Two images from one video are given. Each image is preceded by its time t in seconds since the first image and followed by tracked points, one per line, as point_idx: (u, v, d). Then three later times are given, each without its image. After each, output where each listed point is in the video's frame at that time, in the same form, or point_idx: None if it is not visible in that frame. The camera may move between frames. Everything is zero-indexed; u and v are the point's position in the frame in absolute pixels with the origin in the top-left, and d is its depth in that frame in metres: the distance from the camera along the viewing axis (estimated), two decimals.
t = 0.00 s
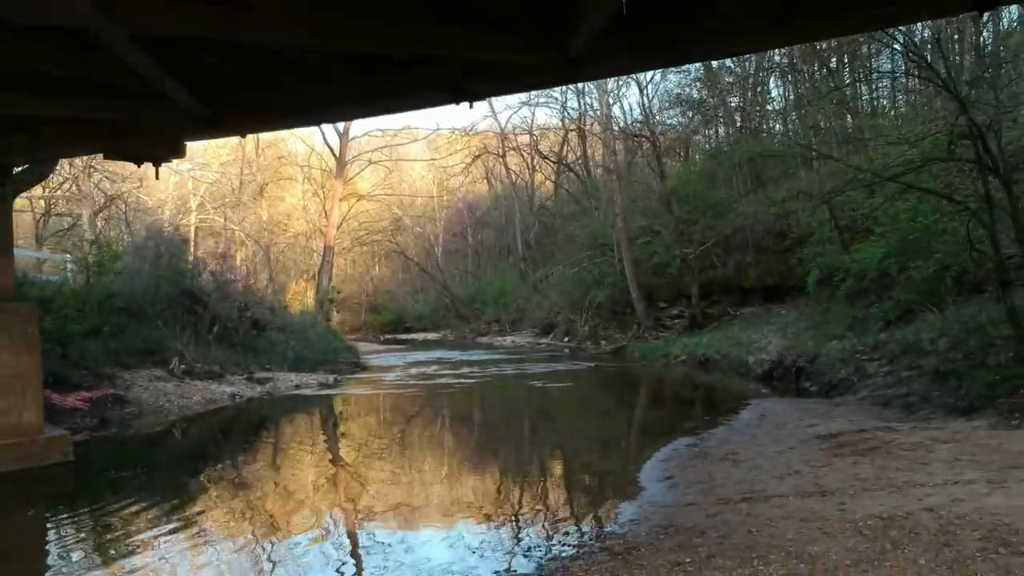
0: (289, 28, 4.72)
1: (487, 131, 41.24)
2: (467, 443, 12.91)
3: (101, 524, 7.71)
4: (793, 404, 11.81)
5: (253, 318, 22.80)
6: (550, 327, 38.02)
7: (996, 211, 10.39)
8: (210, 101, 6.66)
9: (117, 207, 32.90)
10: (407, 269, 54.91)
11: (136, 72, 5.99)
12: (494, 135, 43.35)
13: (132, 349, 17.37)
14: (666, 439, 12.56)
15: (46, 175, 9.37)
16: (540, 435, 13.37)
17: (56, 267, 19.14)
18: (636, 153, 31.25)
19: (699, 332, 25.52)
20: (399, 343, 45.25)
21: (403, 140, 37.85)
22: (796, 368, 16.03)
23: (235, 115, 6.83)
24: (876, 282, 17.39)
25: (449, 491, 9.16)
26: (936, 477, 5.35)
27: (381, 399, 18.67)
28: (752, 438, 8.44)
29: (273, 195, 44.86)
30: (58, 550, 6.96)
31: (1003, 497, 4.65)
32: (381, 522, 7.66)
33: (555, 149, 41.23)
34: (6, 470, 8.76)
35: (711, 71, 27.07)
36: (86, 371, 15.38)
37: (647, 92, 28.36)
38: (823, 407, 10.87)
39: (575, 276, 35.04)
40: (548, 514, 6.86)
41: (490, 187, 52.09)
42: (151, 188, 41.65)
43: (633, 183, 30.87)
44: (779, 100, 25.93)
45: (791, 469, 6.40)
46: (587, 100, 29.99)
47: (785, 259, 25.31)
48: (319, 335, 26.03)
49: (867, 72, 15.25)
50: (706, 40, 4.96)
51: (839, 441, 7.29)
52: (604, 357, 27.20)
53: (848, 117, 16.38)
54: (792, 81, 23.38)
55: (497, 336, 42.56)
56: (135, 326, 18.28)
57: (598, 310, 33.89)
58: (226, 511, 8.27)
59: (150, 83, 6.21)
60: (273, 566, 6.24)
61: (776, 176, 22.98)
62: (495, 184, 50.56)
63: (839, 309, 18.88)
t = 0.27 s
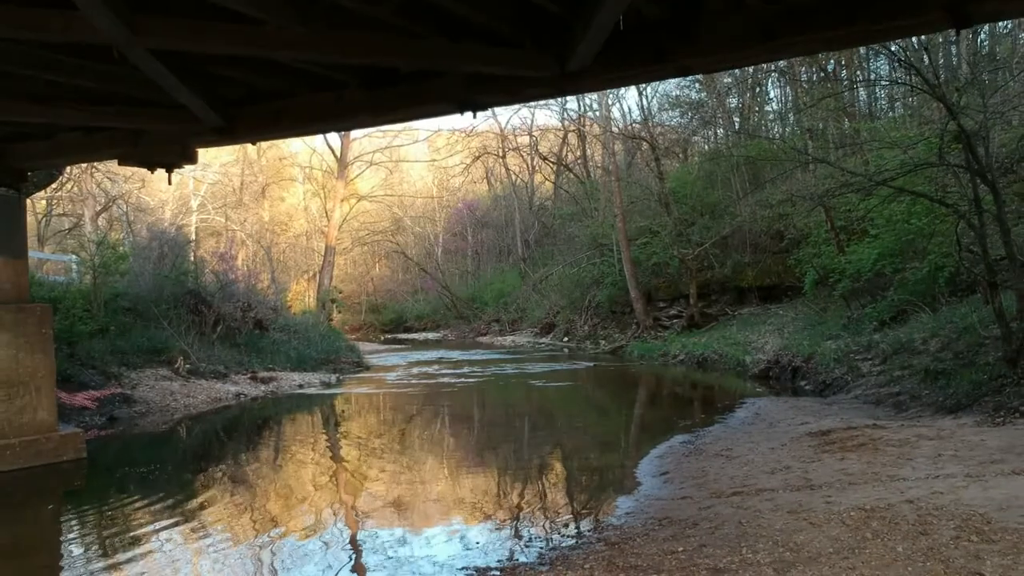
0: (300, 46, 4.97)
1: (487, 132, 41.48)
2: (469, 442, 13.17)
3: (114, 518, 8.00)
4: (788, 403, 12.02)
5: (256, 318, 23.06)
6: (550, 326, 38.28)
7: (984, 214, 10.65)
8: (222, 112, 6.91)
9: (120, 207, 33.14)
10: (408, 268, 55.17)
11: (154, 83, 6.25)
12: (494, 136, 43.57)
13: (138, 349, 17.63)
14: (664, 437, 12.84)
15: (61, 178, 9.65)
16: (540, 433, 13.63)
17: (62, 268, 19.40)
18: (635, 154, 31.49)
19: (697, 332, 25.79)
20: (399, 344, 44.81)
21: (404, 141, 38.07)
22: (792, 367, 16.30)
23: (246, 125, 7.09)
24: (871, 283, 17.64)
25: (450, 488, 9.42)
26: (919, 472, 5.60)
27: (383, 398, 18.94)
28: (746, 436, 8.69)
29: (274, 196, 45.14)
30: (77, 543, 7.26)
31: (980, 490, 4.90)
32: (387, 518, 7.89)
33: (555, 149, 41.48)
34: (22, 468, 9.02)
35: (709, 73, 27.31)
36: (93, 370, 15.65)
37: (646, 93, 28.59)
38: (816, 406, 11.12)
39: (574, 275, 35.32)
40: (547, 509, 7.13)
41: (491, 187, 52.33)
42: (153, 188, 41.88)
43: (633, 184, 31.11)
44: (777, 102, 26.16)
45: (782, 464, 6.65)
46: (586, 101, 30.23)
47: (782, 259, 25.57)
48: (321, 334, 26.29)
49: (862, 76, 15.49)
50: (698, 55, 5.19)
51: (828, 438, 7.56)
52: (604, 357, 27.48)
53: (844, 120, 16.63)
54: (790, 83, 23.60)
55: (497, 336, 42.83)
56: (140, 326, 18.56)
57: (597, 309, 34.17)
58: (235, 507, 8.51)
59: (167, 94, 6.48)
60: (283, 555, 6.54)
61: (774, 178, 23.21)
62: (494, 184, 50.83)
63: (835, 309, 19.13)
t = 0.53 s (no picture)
0: (313, 61, 5.21)
1: (487, 134, 41.71)
2: (470, 441, 13.42)
3: (125, 512, 8.25)
4: (782, 402, 12.22)
5: (259, 318, 23.31)
6: (550, 326, 38.53)
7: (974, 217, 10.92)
8: (234, 119, 7.15)
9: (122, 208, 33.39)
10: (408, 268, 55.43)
11: (169, 94, 6.50)
12: (494, 138, 43.81)
13: (144, 349, 17.88)
14: (661, 435, 13.09)
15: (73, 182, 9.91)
16: (540, 432, 13.88)
17: (67, 269, 19.66)
18: (634, 156, 31.74)
19: (696, 332, 26.05)
20: (399, 343, 44.61)
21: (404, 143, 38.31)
22: (788, 367, 16.56)
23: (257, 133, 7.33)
24: (866, 284, 17.88)
25: (449, 486, 9.66)
26: (904, 467, 5.86)
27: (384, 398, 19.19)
28: (741, 433, 8.94)
29: (275, 196, 45.39)
30: (88, 538, 7.51)
31: (961, 483, 5.16)
32: (387, 514, 8.07)
33: (555, 150, 41.72)
34: (36, 465, 9.25)
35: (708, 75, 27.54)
36: (100, 369, 15.90)
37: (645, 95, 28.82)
38: (811, 405, 11.38)
39: (574, 275, 35.58)
40: (547, 505, 7.36)
41: (490, 187, 52.58)
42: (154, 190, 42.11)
43: (632, 185, 31.35)
44: (774, 104, 26.39)
45: (775, 460, 6.90)
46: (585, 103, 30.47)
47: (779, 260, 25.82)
48: (323, 334, 26.53)
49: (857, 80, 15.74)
50: (694, 68, 5.44)
51: (820, 435, 7.82)
52: (603, 357, 27.74)
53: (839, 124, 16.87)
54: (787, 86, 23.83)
55: (497, 336, 43.09)
56: (145, 326, 18.81)
57: (597, 310, 34.43)
58: (241, 503, 8.73)
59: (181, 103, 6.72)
60: (287, 549, 6.79)
61: (771, 180, 23.45)
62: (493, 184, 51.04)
63: (832, 310, 19.37)
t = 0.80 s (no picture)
0: (323, 74, 5.44)
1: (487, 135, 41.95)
2: (471, 440, 13.67)
3: (137, 507, 8.51)
4: (777, 402, 12.45)
5: (262, 318, 23.56)
6: (550, 326, 38.79)
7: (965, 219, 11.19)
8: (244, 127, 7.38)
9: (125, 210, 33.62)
10: (408, 268, 55.68)
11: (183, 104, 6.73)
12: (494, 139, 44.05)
13: (149, 349, 18.12)
14: (659, 434, 13.33)
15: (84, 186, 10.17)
16: (541, 431, 14.13)
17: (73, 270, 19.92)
18: (633, 157, 31.98)
19: (694, 332, 26.31)
20: (399, 343, 44.68)
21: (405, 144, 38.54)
22: (785, 367, 16.81)
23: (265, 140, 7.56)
24: (861, 285, 18.12)
25: (451, 483, 9.92)
26: (890, 463, 6.11)
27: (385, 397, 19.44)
28: (736, 431, 9.19)
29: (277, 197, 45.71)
30: (100, 533, 7.76)
31: (942, 478, 5.40)
32: (380, 514, 8.23)
33: (554, 151, 41.96)
34: (50, 462, 9.50)
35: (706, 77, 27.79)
36: (107, 369, 16.16)
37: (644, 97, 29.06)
38: (805, 404, 11.63)
39: (574, 276, 35.84)
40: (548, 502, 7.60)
41: (491, 187, 52.83)
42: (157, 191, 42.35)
43: (631, 187, 31.60)
44: (772, 106, 26.63)
45: (767, 457, 7.15)
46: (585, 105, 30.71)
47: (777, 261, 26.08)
48: (325, 335, 26.79)
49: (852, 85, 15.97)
50: (687, 81, 5.70)
51: (811, 433, 8.07)
52: (602, 357, 27.99)
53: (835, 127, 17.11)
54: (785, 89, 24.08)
55: (497, 336, 43.34)
56: (151, 326, 19.07)
57: (597, 310, 34.69)
58: (249, 500, 8.98)
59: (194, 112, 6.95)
60: (295, 544, 7.02)
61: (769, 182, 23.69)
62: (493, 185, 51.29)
63: (828, 310, 19.62)
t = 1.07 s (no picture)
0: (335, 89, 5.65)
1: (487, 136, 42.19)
2: (473, 439, 13.92)
3: (149, 503, 8.76)
4: (773, 402, 12.67)
5: (266, 319, 23.82)
6: (550, 326, 39.02)
7: (957, 222, 11.45)
8: (255, 135, 7.62)
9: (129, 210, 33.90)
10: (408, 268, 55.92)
11: (197, 114, 6.94)
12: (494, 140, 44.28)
13: (156, 349, 18.36)
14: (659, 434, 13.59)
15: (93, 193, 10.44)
16: (541, 431, 14.38)
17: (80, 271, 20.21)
18: (632, 159, 32.23)
19: (693, 332, 26.56)
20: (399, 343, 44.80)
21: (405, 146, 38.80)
22: (781, 367, 17.09)
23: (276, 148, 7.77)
24: (857, 287, 18.37)
25: (452, 483, 10.12)
26: (877, 460, 6.37)
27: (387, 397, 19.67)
28: (731, 430, 9.44)
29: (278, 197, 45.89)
30: (110, 531, 7.98)
31: (926, 474, 5.66)
32: (381, 511, 8.44)
33: (554, 152, 42.20)
34: (63, 460, 9.75)
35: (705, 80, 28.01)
36: (114, 369, 16.43)
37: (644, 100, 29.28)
38: (800, 403, 11.86)
39: (574, 276, 36.08)
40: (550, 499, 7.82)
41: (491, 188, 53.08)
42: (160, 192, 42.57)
43: (631, 188, 31.86)
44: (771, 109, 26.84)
45: (760, 454, 7.41)
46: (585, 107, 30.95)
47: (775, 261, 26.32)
48: (327, 335, 27.05)
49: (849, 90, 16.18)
50: (683, 94, 5.93)
51: (804, 431, 8.33)
52: (602, 357, 28.26)
53: (832, 130, 17.34)
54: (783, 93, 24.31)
55: (498, 336, 43.60)
56: (156, 327, 19.28)
57: (597, 310, 34.98)
58: (258, 496, 9.23)
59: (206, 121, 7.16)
60: (304, 541, 7.27)
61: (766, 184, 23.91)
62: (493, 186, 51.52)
63: (825, 311, 19.86)
